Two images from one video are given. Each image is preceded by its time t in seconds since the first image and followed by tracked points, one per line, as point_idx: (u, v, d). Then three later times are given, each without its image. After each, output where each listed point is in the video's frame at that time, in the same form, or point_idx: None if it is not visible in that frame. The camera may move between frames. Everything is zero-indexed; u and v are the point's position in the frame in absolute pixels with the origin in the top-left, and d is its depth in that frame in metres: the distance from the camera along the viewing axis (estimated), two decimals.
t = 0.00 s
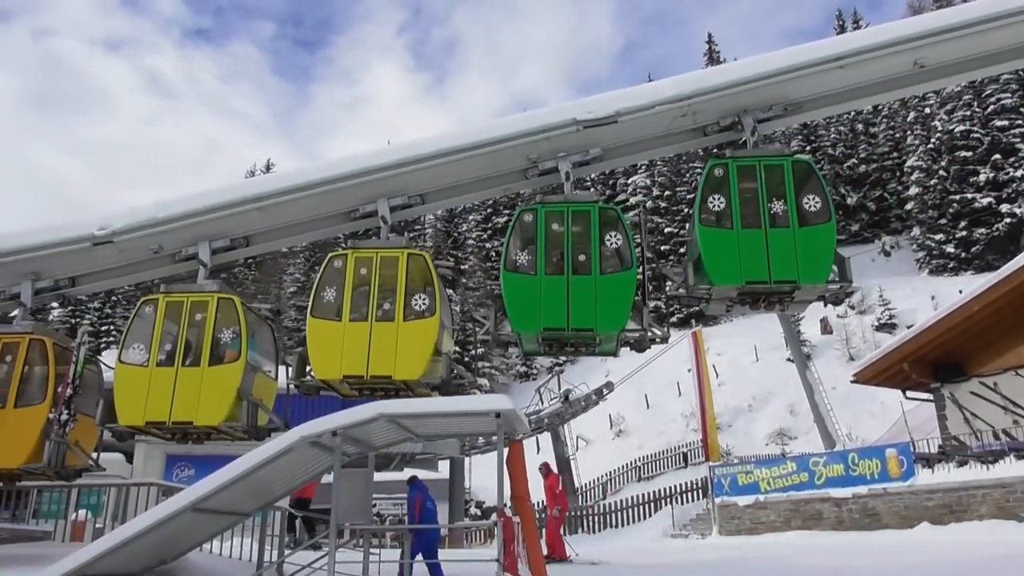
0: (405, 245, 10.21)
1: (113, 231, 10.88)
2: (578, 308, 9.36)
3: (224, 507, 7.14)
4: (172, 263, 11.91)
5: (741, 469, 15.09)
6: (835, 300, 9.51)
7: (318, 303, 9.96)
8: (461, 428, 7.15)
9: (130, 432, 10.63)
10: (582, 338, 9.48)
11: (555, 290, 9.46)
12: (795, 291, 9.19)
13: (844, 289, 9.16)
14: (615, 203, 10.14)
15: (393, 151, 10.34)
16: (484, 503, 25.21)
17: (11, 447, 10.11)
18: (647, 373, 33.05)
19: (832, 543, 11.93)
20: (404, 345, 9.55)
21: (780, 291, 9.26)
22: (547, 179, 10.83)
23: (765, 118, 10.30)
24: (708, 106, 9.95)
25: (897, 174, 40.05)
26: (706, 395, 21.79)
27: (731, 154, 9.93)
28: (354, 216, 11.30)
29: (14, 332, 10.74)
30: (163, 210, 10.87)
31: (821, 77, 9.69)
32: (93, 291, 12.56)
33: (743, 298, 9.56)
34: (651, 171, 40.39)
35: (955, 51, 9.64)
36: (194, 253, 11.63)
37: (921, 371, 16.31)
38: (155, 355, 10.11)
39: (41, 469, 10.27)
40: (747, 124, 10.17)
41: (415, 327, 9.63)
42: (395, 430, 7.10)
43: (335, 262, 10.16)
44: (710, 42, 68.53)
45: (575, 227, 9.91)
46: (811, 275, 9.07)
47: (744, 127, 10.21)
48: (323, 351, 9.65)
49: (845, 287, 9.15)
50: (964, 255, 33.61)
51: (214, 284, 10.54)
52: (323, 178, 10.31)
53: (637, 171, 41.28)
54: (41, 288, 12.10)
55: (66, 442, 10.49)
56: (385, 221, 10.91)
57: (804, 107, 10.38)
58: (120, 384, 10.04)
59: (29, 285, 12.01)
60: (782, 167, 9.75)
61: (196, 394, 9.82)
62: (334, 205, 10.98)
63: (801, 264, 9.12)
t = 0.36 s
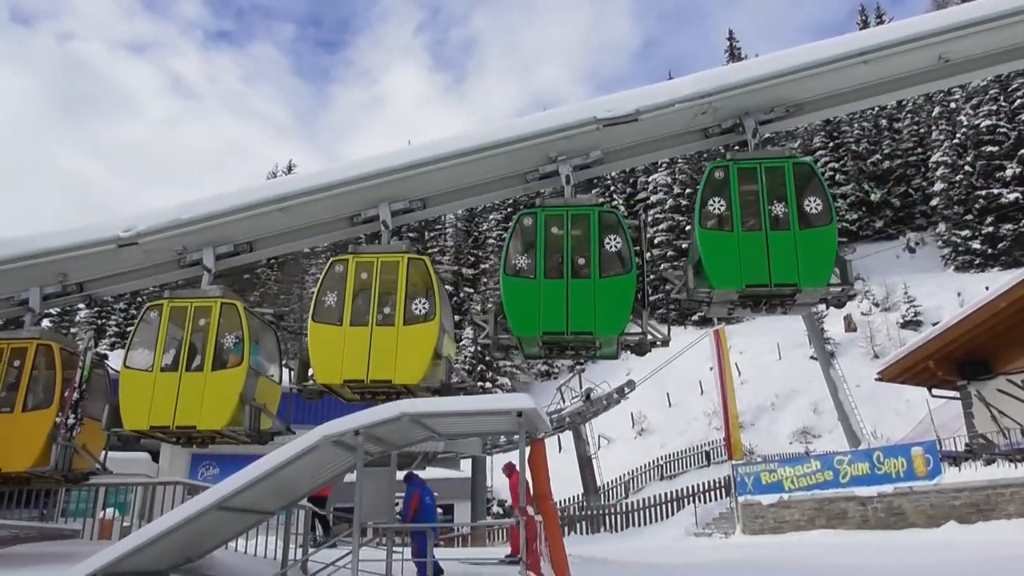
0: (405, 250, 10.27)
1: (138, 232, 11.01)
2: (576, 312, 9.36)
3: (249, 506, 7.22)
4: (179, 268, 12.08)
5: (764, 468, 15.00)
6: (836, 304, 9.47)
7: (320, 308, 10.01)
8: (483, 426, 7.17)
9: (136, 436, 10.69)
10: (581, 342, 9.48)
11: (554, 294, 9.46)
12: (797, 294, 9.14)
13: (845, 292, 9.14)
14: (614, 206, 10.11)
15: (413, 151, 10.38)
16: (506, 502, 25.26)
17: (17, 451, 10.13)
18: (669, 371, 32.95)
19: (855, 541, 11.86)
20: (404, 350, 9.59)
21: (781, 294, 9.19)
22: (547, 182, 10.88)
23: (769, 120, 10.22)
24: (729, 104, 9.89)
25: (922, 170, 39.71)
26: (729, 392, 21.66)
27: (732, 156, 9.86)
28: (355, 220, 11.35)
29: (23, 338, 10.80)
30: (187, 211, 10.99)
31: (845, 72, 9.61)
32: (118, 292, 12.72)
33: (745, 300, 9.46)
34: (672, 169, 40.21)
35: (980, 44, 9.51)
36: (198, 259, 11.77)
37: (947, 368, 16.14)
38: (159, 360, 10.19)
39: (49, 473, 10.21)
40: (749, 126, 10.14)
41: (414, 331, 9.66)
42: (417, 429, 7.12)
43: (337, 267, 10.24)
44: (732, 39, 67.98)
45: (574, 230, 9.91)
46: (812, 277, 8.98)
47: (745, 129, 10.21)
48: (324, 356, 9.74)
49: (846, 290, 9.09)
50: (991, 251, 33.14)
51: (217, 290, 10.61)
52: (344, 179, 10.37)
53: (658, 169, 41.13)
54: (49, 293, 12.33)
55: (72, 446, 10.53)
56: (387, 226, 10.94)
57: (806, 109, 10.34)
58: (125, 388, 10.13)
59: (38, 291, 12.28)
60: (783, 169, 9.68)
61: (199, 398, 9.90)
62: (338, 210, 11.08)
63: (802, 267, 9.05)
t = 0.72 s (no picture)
0: (404, 253, 10.29)
1: (160, 232, 11.13)
2: (575, 314, 9.36)
3: (271, 503, 7.29)
4: (182, 272, 12.24)
5: (786, 465, 14.97)
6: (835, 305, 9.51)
7: (320, 313, 10.06)
8: (504, 424, 7.19)
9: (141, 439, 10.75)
10: (580, 344, 9.49)
11: (551, 297, 9.46)
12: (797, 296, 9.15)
13: (846, 293, 9.10)
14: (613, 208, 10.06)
15: (432, 149, 10.42)
16: (527, 499, 25.29)
17: (24, 454, 10.27)
18: (689, 368, 32.83)
19: (878, 539, 11.77)
20: (404, 352, 9.63)
21: (779, 296, 9.20)
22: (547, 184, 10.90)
23: (768, 121, 10.25)
24: (749, 99, 9.85)
25: (945, 165, 39.34)
26: (750, 389, 21.53)
27: (731, 157, 9.75)
28: (357, 224, 11.50)
29: (29, 341, 10.89)
30: (209, 211, 11.10)
31: (866, 67, 9.54)
32: (142, 293, 12.87)
33: (744, 302, 9.47)
34: (691, 165, 40.00)
35: (1004, 37, 9.40)
36: (201, 263, 11.91)
37: (971, 364, 15.90)
38: (162, 364, 10.28)
39: (56, 474, 10.39)
40: (748, 126, 10.12)
41: (413, 335, 9.70)
42: (438, 426, 7.16)
43: (336, 271, 10.26)
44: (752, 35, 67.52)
45: (572, 233, 9.87)
46: (811, 279, 8.99)
47: (745, 129, 10.18)
48: (325, 360, 9.80)
49: (846, 291, 9.10)
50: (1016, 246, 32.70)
51: (218, 294, 10.69)
52: (363, 177, 10.43)
53: (678, 166, 40.94)
54: (55, 297, 12.61)
55: (78, 448, 10.66)
56: (387, 230, 11.05)
57: (806, 109, 10.29)
58: (129, 392, 10.24)
59: (44, 294, 12.52)
60: (783, 169, 9.58)
61: (202, 402, 10.00)
62: (337, 213, 11.19)
63: (801, 269, 9.03)
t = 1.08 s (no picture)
0: (403, 254, 10.31)
1: (182, 229, 11.22)
2: (573, 314, 9.34)
3: (291, 497, 7.31)
4: (185, 273, 12.47)
5: (806, 460, 14.85)
6: (836, 303, 9.45)
7: (320, 313, 10.10)
8: (523, 418, 7.21)
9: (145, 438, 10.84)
10: (578, 343, 9.48)
11: (549, 297, 9.46)
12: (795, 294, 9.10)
13: (845, 293, 9.05)
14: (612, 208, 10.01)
15: (451, 144, 10.44)
16: (546, 494, 25.33)
17: (32, 453, 10.36)
18: (708, 363, 32.70)
19: (900, 534, 11.69)
20: (402, 352, 9.67)
21: (778, 295, 9.15)
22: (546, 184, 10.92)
23: (769, 118, 10.22)
24: (769, 91, 9.78)
25: (968, 156, 38.87)
26: (770, 384, 21.41)
27: (730, 155, 9.69)
28: (357, 224, 11.60)
29: (36, 342, 10.99)
30: (230, 208, 11.19)
31: (888, 57, 9.44)
32: (164, 289, 13.00)
33: (743, 301, 9.45)
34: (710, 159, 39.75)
35: None
36: (204, 265, 12.11)
37: (996, 359, 15.57)
38: (165, 364, 10.35)
39: (62, 474, 10.46)
40: (748, 124, 10.10)
41: (412, 335, 9.72)
42: (457, 421, 7.18)
43: (337, 271, 10.29)
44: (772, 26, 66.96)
45: (571, 233, 9.84)
46: (809, 278, 8.94)
47: (744, 127, 10.15)
48: (325, 362, 9.85)
49: (845, 289, 9.06)
50: None
51: (220, 296, 10.79)
52: (382, 173, 10.47)
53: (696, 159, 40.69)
54: (62, 298, 12.78)
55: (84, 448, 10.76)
56: (387, 230, 11.12)
57: (807, 105, 10.26)
58: (133, 393, 10.32)
59: (51, 295, 12.68)
60: (782, 167, 9.50)
61: (204, 402, 10.07)
62: (337, 214, 11.31)
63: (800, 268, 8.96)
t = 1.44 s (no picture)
0: (401, 254, 10.34)
1: (202, 226, 11.30)
2: (570, 313, 9.32)
3: (310, 491, 7.35)
4: (189, 273, 12.71)
5: (826, 454, 14.80)
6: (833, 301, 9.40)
7: (320, 313, 10.15)
8: (540, 413, 7.19)
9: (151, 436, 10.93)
10: (575, 343, 9.46)
11: (545, 296, 9.44)
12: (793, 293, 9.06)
13: (842, 291, 9.05)
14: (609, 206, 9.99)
15: (466, 139, 10.44)
16: (565, 488, 25.31)
17: (39, 452, 10.49)
18: (728, 357, 32.52)
19: (923, 529, 11.58)
20: (399, 352, 9.70)
21: (776, 294, 9.09)
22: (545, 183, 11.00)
23: (769, 115, 10.17)
24: (789, 83, 9.69)
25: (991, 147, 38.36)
26: (789, 377, 21.27)
27: (729, 153, 9.64)
28: (358, 224, 11.70)
29: (42, 342, 11.14)
30: (251, 204, 11.26)
31: (909, 47, 9.33)
32: (182, 286, 13.21)
33: (740, 300, 9.40)
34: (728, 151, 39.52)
35: None
36: (207, 264, 12.34)
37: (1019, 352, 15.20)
38: (168, 364, 10.42)
39: (68, 472, 10.63)
40: (746, 121, 10.08)
41: (410, 335, 9.74)
42: (475, 415, 7.20)
43: (336, 272, 10.33)
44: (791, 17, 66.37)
45: (569, 232, 9.81)
46: (807, 277, 8.88)
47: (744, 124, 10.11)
48: (324, 362, 9.90)
49: (842, 287, 9.03)
50: None
51: (224, 296, 10.87)
52: (399, 168, 10.50)
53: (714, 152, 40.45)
54: (68, 298, 13.00)
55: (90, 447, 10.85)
56: (385, 230, 11.24)
57: (806, 102, 10.23)
58: (138, 393, 10.43)
59: (59, 295, 12.89)
60: (781, 165, 9.40)
61: (206, 401, 10.15)
62: (336, 215, 11.45)
63: (798, 266, 8.89)
